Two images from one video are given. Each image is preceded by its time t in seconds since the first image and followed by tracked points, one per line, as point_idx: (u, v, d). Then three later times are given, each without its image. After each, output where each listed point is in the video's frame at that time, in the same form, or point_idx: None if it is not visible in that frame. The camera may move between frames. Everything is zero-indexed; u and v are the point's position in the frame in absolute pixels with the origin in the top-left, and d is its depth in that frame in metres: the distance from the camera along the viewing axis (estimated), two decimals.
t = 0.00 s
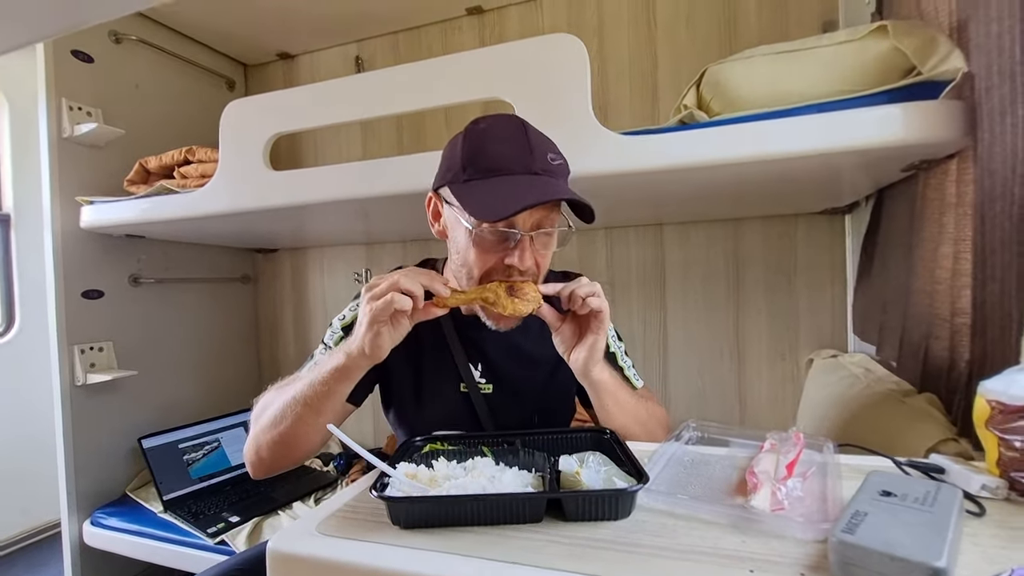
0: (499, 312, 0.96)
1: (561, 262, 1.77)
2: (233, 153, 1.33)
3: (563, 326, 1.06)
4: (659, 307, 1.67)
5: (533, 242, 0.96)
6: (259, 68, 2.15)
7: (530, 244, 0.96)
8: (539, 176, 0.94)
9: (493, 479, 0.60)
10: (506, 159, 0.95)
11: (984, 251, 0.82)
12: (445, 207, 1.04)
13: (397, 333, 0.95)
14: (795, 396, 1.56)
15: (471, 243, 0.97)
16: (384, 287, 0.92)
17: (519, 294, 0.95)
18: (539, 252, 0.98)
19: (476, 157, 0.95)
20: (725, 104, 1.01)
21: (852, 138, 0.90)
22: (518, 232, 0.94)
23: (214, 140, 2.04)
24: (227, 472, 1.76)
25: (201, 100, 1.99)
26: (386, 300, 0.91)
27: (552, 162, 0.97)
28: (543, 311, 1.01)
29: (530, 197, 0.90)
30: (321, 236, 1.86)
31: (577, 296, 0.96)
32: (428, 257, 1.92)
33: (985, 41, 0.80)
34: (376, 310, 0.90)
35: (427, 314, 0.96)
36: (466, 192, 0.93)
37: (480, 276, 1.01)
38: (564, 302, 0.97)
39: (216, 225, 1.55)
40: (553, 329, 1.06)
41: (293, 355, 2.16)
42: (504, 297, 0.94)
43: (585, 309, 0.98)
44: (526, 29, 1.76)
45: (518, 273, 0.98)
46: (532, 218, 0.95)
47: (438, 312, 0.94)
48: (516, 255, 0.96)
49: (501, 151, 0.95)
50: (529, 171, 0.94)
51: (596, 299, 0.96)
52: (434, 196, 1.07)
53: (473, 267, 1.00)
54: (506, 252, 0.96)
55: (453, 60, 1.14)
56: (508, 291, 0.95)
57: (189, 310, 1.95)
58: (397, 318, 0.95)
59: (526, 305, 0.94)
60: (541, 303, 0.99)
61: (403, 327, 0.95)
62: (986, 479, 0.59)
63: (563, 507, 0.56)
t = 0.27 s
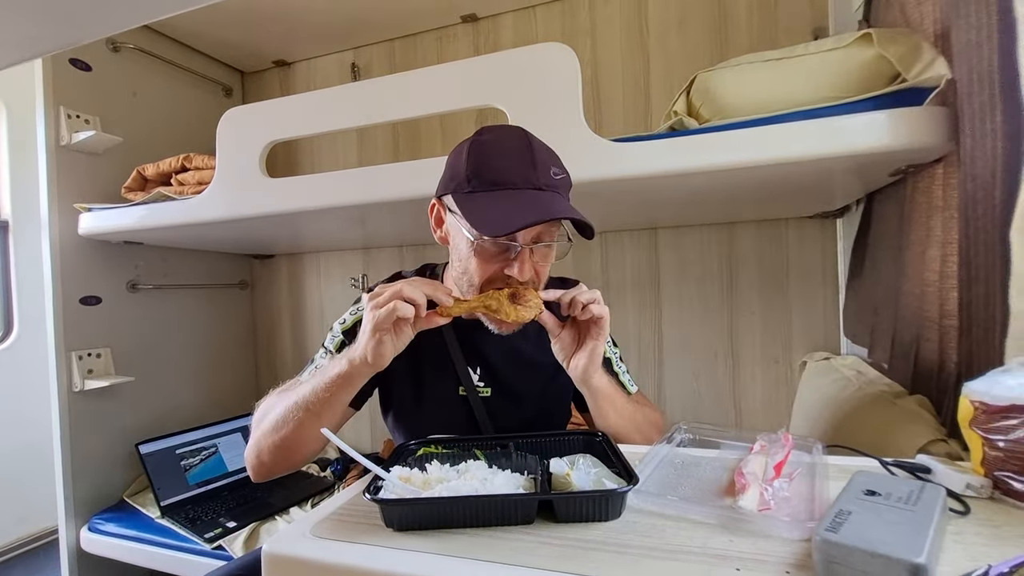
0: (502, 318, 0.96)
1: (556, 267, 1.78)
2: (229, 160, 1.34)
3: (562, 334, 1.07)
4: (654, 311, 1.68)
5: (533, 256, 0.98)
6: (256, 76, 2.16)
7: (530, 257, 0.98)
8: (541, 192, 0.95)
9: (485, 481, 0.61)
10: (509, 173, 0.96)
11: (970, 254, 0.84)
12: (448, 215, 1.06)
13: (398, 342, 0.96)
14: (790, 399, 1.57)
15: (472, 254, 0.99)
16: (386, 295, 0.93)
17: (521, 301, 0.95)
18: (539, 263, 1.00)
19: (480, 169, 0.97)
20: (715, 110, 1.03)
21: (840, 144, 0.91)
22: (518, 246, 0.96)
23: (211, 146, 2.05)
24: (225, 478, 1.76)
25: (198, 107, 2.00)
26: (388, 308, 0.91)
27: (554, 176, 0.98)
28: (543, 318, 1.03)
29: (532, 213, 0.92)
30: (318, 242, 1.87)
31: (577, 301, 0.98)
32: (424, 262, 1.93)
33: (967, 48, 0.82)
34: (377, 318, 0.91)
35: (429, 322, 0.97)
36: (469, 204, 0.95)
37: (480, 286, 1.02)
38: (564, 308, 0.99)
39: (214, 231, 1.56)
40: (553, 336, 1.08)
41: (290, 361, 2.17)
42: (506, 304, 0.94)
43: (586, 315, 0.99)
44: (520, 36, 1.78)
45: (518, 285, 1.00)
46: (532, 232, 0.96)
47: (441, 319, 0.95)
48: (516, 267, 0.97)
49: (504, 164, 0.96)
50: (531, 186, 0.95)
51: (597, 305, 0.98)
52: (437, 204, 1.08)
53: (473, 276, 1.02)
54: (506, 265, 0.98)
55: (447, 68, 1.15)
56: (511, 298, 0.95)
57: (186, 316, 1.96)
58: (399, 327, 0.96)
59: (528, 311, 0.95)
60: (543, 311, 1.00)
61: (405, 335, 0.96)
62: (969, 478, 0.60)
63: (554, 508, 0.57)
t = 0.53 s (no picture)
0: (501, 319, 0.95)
1: (561, 271, 1.77)
2: (234, 165, 1.34)
3: (562, 336, 1.07)
4: (659, 316, 1.67)
5: (531, 258, 0.97)
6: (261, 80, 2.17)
7: (528, 259, 0.97)
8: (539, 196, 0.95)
9: (493, 489, 0.60)
10: (508, 176, 0.96)
11: (978, 259, 0.83)
12: (447, 219, 1.06)
13: (396, 341, 0.96)
14: (796, 404, 1.57)
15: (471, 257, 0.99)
16: (384, 294, 0.92)
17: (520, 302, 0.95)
18: (537, 265, 0.99)
19: (478, 174, 0.97)
20: (721, 115, 1.03)
21: (847, 149, 0.91)
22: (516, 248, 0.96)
23: (215, 150, 2.06)
24: (228, 482, 1.76)
25: (203, 112, 2.01)
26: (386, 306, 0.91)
27: (552, 180, 0.98)
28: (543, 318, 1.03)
29: (531, 217, 0.91)
30: (322, 246, 1.87)
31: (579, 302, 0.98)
32: (428, 266, 1.93)
33: (974, 53, 0.82)
34: (375, 316, 0.91)
35: (427, 323, 0.95)
36: (467, 209, 0.95)
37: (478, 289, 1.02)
38: (564, 309, 0.99)
39: (219, 235, 1.56)
40: (552, 338, 1.07)
41: (294, 364, 2.16)
42: (505, 304, 0.93)
43: (586, 317, 0.99)
44: (524, 41, 1.78)
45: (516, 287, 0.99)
46: (531, 235, 0.96)
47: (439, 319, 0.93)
48: (514, 269, 0.97)
49: (502, 169, 0.96)
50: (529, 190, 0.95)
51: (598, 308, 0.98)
52: (436, 207, 1.08)
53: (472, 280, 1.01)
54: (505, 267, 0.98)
55: (452, 72, 1.15)
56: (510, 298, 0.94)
57: (190, 319, 1.96)
58: (396, 325, 0.95)
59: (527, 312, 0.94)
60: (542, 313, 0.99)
61: (402, 334, 0.96)
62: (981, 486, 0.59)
63: (563, 517, 0.57)
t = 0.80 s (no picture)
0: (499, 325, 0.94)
1: (563, 271, 1.76)
2: (235, 163, 1.33)
3: (563, 346, 1.06)
4: (662, 317, 1.66)
5: (530, 257, 0.96)
6: (263, 78, 2.16)
7: (528, 259, 0.96)
8: (536, 193, 0.94)
9: (497, 493, 0.59)
10: (505, 176, 0.95)
11: (991, 261, 0.82)
12: (443, 221, 1.04)
13: (392, 340, 0.95)
14: (800, 406, 1.55)
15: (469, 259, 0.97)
16: (381, 295, 0.91)
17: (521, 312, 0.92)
18: (536, 264, 0.98)
19: (473, 175, 0.95)
20: (728, 114, 1.01)
21: (858, 148, 0.90)
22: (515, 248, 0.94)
23: (216, 149, 2.05)
24: (228, 482, 1.75)
25: (205, 110, 2.00)
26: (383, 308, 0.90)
27: (548, 177, 0.97)
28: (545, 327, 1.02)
29: (530, 215, 0.90)
30: (324, 245, 1.86)
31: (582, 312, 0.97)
32: (431, 266, 1.91)
33: (987, 51, 0.80)
34: (371, 318, 0.90)
35: (424, 323, 0.94)
36: (464, 210, 0.94)
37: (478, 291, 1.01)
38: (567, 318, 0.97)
39: (220, 234, 1.55)
40: (553, 347, 1.06)
41: (294, 364, 2.15)
42: (503, 314, 0.91)
43: (590, 329, 0.98)
44: (528, 40, 1.77)
45: (515, 287, 0.98)
46: (530, 233, 0.95)
47: (436, 321, 0.93)
48: (513, 269, 0.96)
49: (498, 169, 0.95)
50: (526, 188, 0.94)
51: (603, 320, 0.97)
52: (431, 208, 1.07)
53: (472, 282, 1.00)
54: (504, 267, 0.97)
55: (456, 70, 1.14)
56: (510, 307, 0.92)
57: (191, 319, 1.95)
58: (393, 326, 0.94)
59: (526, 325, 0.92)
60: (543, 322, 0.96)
61: (399, 335, 0.95)
62: (997, 493, 0.58)
63: (570, 522, 0.56)
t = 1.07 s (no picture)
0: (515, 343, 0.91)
1: (562, 271, 1.76)
2: (233, 162, 1.33)
3: (578, 363, 1.04)
4: (661, 317, 1.66)
5: (540, 252, 0.96)
6: (261, 78, 2.16)
7: (538, 254, 0.96)
8: (541, 187, 0.94)
9: (495, 493, 0.59)
10: (509, 174, 0.95)
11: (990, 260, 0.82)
12: (446, 222, 1.03)
13: (402, 351, 0.92)
14: (799, 406, 1.55)
15: (478, 259, 0.96)
16: (392, 308, 0.89)
17: (538, 333, 0.88)
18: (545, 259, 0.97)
19: (476, 173, 0.95)
20: (726, 114, 1.01)
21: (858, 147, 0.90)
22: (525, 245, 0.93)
23: (214, 148, 2.04)
24: (226, 483, 1.74)
25: (203, 110, 1.99)
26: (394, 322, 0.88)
27: (549, 171, 0.97)
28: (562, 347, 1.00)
29: (540, 210, 0.90)
30: (322, 245, 1.85)
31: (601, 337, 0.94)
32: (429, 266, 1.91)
33: (985, 51, 0.80)
34: (381, 330, 0.88)
35: (436, 335, 0.93)
36: (472, 209, 0.93)
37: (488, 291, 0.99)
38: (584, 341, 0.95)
39: (218, 234, 1.55)
40: (568, 363, 1.04)
41: (292, 364, 2.15)
42: (517, 336, 0.87)
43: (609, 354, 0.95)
44: (527, 39, 1.76)
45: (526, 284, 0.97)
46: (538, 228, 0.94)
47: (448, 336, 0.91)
48: (524, 266, 0.95)
49: (500, 166, 0.95)
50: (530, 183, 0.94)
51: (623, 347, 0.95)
52: (432, 211, 1.05)
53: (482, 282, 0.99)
54: (515, 265, 0.96)
55: (454, 69, 1.14)
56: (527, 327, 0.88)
57: (188, 318, 1.94)
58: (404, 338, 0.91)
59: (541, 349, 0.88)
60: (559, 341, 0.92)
61: (409, 346, 0.91)
62: (996, 493, 0.58)
63: (568, 522, 0.55)
